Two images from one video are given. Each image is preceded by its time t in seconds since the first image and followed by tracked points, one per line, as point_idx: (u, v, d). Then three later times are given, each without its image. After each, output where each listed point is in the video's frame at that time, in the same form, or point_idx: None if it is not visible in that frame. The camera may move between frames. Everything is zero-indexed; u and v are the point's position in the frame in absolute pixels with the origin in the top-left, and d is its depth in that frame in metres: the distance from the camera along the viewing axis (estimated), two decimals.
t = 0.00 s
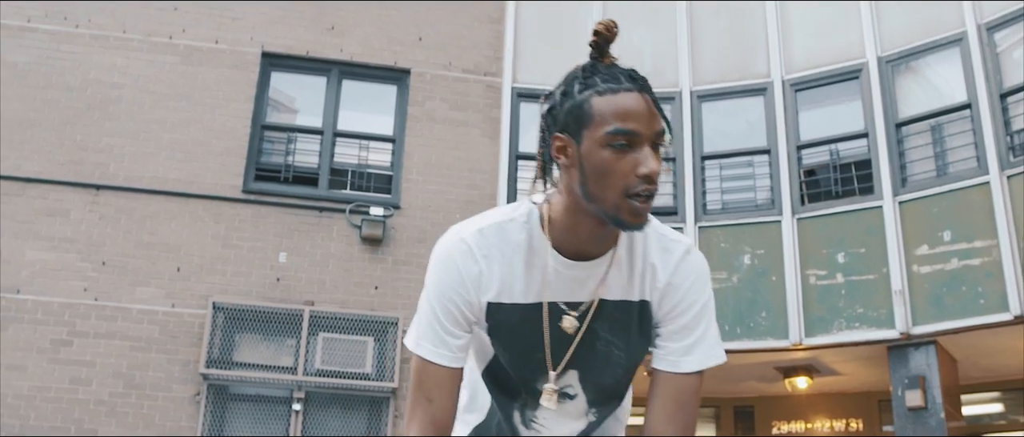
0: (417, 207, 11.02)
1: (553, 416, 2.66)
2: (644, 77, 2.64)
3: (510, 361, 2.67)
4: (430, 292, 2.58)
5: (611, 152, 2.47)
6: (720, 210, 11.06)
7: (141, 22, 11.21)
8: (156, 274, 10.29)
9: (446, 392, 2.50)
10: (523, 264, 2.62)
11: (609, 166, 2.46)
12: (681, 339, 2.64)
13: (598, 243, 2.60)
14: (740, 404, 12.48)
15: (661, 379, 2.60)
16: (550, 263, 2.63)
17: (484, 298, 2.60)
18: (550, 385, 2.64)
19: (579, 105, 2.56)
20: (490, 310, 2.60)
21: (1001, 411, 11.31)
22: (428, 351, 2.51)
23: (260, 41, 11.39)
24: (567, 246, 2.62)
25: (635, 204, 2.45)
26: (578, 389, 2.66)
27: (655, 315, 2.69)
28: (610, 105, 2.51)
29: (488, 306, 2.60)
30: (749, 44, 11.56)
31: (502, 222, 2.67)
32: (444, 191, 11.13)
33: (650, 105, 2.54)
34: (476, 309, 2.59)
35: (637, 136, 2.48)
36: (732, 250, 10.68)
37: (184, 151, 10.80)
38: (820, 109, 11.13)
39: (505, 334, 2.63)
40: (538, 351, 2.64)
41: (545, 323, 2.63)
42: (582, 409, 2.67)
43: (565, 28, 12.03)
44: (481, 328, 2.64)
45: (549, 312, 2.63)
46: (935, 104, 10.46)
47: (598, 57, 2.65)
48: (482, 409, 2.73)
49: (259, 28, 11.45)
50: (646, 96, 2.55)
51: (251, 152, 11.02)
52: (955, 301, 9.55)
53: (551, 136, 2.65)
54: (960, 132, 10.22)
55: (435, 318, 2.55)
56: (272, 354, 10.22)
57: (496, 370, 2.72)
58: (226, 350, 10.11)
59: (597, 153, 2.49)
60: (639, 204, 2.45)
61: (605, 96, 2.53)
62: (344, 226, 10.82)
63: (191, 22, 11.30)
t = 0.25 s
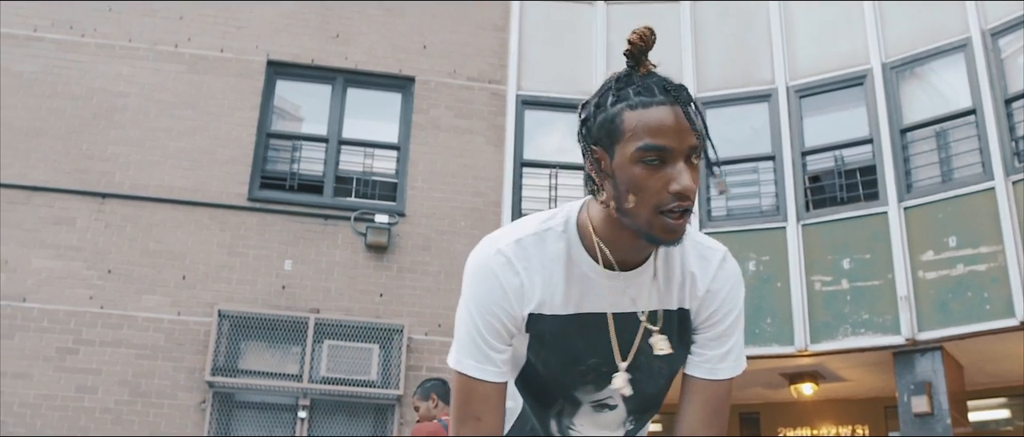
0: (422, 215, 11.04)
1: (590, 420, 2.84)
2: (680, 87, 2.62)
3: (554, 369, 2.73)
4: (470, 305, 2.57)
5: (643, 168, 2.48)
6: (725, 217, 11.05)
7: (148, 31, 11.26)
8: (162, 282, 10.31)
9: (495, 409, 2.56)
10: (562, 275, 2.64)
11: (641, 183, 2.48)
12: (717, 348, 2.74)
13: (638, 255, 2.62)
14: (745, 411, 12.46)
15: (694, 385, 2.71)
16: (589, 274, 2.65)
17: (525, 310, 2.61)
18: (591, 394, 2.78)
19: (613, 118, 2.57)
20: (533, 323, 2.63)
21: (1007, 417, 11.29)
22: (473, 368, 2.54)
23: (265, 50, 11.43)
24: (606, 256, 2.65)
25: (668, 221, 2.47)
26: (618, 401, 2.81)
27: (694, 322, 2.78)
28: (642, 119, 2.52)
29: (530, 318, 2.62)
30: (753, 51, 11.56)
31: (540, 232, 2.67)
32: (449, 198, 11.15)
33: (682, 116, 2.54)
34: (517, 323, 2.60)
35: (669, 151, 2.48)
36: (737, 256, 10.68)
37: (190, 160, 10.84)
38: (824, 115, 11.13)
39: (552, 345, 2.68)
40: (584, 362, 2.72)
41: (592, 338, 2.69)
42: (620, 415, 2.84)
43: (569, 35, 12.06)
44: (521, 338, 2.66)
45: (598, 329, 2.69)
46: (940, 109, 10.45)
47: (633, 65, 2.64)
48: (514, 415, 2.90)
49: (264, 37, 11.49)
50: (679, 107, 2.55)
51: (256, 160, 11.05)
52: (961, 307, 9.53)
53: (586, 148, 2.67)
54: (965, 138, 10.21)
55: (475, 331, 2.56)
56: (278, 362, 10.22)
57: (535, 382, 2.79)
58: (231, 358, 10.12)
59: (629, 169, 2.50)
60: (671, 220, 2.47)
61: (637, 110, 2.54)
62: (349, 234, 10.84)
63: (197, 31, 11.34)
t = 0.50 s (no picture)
0: (425, 221, 11.05)
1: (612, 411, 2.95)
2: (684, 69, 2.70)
3: (577, 355, 2.86)
4: (497, 294, 2.71)
5: (643, 154, 2.58)
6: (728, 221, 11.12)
7: (151, 38, 11.29)
8: (166, 289, 10.33)
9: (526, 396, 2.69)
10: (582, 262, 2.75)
11: (641, 167, 2.58)
12: (738, 330, 2.86)
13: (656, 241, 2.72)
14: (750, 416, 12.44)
15: (717, 368, 2.83)
16: (609, 260, 2.76)
17: (549, 298, 2.72)
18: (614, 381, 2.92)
19: (615, 107, 2.69)
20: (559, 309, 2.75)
21: (1012, 422, 11.26)
22: (501, 357, 2.68)
23: (268, 57, 11.46)
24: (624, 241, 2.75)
25: (669, 203, 2.55)
26: (639, 388, 2.95)
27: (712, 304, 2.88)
28: (640, 105, 2.62)
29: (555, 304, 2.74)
30: (755, 56, 11.56)
31: (559, 221, 2.79)
32: (452, 204, 11.16)
33: (680, 95, 2.61)
34: (541, 309, 2.72)
35: (666, 134, 2.57)
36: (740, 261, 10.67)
37: (193, 166, 10.86)
38: (827, 120, 11.13)
39: (576, 330, 2.81)
40: (607, 346, 2.85)
41: (614, 323, 2.82)
42: (640, 402, 2.97)
43: (571, 41, 12.08)
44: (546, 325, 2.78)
45: (621, 317, 2.82)
46: (944, 114, 10.45)
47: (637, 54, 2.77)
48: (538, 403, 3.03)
49: (268, 43, 11.52)
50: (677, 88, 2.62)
51: (260, 166, 11.07)
52: (965, 311, 9.52)
53: (599, 139, 2.79)
54: (968, 143, 10.20)
55: (500, 321, 2.69)
56: (282, 368, 10.21)
57: (556, 371, 2.92)
58: (235, 364, 10.11)
59: (630, 154, 2.60)
60: (672, 202, 2.55)
61: (635, 97, 2.64)
62: (352, 240, 10.86)
63: (200, 38, 11.37)
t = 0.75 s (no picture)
0: (427, 225, 11.05)
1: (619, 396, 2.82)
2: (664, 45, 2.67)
3: (581, 339, 2.76)
4: (499, 279, 2.67)
5: (622, 130, 2.54)
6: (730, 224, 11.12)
7: (154, 43, 11.31)
8: (169, 294, 10.34)
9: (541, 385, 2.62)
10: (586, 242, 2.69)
11: (621, 145, 2.54)
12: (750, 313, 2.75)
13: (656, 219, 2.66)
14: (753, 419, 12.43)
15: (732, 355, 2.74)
16: (613, 241, 2.70)
17: (551, 279, 2.66)
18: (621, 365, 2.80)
19: (594, 89, 2.66)
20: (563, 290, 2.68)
21: (1015, 425, 11.25)
22: (507, 341, 2.62)
23: (271, 61, 11.48)
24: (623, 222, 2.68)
25: (652, 179, 2.51)
26: (645, 372, 2.82)
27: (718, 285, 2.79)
28: (615, 84, 2.58)
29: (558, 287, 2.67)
30: (757, 59, 11.56)
31: (561, 202, 2.74)
32: (454, 208, 11.17)
33: (654, 70, 2.57)
34: (545, 292, 2.66)
35: (641, 108, 2.53)
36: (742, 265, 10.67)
37: (196, 171, 10.87)
38: (829, 124, 11.13)
39: (580, 313, 2.71)
40: (611, 329, 2.74)
41: (617, 305, 2.72)
42: (647, 388, 2.84)
43: (573, 45, 12.10)
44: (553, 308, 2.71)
45: (623, 296, 2.72)
46: (946, 117, 10.45)
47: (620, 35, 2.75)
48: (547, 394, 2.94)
49: (270, 48, 11.53)
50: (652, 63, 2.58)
51: (262, 171, 11.09)
52: (968, 314, 9.51)
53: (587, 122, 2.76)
54: (971, 146, 10.20)
55: (505, 304, 2.64)
56: (284, 373, 10.22)
57: (561, 357, 2.82)
58: (238, 369, 10.11)
59: (611, 133, 2.57)
60: (656, 176, 2.51)
61: (612, 76, 2.61)
62: (354, 244, 10.87)
63: (203, 43, 11.40)
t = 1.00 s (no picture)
0: (429, 228, 11.06)
1: (619, 395, 2.87)
2: (642, 38, 2.61)
3: (577, 341, 2.77)
4: (491, 279, 2.60)
5: (595, 123, 2.49)
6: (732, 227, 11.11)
7: (156, 48, 11.32)
8: (170, 298, 10.34)
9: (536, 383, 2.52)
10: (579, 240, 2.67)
11: (595, 138, 2.49)
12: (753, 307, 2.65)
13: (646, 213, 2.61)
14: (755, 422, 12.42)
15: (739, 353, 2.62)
16: (606, 240, 2.69)
17: (545, 278, 2.62)
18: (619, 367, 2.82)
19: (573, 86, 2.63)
20: (558, 289, 2.65)
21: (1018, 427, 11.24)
22: (503, 341, 2.53)
23: (272, 65, 11.49)
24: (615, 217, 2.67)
25: (627, 169, 2.45)
26: (645, 371, 2.84)
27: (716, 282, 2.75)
28: (588, 77, 2.54)
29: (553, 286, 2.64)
30: (757, 62, 11.57)
31: (555, 202, 2.72)
32: (456, 211, 11.17)
33: (626, 61, 2.51)
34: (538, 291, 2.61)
35: (610, 99, 2.47)
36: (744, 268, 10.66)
37: (197, 175, 10.88)
38: (830, 127, 11.14)
39: (575, 314, 2.71)
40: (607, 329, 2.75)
41: (613, 303, 2.72)
42: (649, 387, 2.86)
43: (574, 49, 12.11)
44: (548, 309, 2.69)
45: (617, 295, 2.71)
46: (947, 120, 10.45)
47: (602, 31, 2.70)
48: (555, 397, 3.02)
49: (271, 52, 11.55)
50: (623, 53, 2.52)
51: (263, 175, 11.09)
52: (969, 317, 9.50)
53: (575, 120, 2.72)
54: (972, 148, 10.20)
55: (500, 304, 2.57)
56: (285, 376, 10.22)
57: (562, 357, 2.85)
58: (239, 372, 10.13)
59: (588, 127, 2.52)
60: (631, 166, 2.45)
61: (585, 72, 2.57)
62: (356, 247, 10.87)
63: (204, 47, 11.41)
